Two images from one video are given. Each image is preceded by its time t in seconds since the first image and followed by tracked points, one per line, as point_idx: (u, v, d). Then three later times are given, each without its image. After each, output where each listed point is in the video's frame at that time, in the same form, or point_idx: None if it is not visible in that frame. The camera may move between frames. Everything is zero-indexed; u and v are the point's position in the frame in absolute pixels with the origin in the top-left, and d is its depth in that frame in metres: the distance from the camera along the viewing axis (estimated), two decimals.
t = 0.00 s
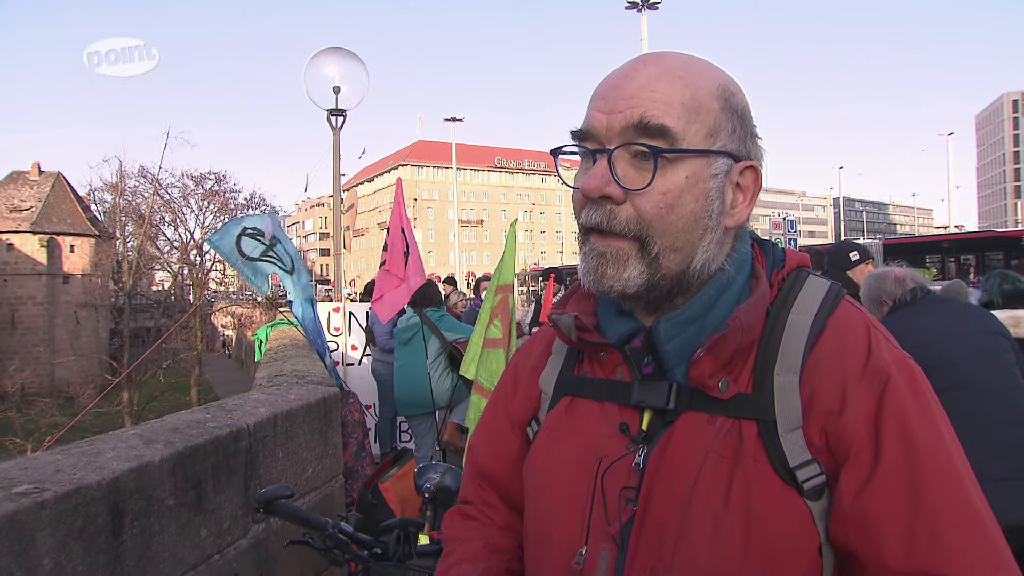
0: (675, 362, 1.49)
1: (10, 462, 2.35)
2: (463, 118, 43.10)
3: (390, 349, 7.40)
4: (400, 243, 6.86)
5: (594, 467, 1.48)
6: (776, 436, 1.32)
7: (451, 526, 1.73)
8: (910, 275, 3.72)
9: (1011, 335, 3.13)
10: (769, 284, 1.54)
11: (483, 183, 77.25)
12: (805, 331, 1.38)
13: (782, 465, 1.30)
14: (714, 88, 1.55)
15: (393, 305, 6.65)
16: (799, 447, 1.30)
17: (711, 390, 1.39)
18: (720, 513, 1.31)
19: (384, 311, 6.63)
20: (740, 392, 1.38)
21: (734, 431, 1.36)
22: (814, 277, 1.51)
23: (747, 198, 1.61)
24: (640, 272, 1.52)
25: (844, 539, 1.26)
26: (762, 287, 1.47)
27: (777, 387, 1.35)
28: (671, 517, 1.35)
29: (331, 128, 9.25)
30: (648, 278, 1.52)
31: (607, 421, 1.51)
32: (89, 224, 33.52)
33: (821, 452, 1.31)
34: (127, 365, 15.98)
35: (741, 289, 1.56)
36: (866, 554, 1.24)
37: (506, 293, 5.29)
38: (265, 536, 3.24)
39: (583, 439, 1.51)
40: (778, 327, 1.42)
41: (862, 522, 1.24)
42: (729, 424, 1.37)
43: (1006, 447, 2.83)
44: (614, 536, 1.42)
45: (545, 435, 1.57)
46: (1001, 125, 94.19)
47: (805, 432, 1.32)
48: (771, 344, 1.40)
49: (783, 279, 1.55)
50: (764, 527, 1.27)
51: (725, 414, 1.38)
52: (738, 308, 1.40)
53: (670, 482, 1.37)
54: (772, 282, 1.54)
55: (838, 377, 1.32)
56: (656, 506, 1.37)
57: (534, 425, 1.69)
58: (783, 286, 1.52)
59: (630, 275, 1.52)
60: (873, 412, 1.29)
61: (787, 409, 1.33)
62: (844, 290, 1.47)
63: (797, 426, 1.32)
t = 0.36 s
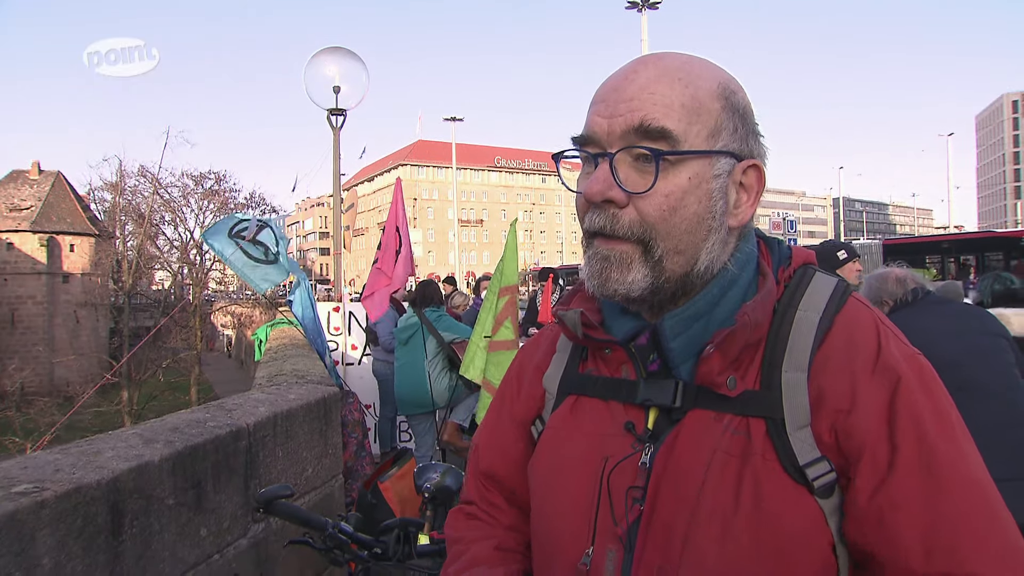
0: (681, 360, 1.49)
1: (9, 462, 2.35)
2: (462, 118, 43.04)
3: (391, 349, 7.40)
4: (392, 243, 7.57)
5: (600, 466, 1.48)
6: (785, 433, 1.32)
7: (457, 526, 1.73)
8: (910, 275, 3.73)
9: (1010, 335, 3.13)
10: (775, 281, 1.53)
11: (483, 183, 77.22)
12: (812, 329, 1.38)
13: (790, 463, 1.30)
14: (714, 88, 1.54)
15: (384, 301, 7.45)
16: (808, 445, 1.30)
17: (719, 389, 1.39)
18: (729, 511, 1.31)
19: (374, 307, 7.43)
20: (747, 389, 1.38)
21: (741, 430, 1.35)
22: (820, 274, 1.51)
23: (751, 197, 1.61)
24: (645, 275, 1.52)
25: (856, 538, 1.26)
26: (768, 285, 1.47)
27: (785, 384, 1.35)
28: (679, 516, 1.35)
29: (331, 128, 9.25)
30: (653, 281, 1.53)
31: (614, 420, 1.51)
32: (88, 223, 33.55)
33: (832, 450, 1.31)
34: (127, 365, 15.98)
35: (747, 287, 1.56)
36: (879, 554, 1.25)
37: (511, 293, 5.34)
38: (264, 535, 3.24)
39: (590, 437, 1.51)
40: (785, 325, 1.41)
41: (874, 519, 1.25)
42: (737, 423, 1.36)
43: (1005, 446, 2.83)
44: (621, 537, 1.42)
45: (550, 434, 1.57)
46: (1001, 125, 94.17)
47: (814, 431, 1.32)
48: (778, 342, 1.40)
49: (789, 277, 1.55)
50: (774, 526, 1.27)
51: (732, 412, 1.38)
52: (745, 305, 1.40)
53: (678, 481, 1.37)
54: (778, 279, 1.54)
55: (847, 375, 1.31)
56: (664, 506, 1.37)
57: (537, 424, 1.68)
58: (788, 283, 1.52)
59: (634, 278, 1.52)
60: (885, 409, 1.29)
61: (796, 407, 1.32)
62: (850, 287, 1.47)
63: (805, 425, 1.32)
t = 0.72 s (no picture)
0: (687, 365, 1.48)
1: (12, 468, 2.36)
2: (464, 123, 43.16)
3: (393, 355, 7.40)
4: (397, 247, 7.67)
5: (606, 474, 1.48)
6: (793, 440, 1.32)
7: (462, 534, 1.74)
8: (915, 279, 3.73)
9: (1013, 341, 3.13)
10: (781, 286, 1.54)
11: (484, 188, 77.35)
12: (819, 334, 1.39)
13: (800, 470, 1.30)
14: (716, 92, 1.55)
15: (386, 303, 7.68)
16: (816, 451, 1.30)
17: (726, 395, 1.39)
18: (737, 517, 1.31)
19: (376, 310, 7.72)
20: (754, 395, 1.38)
21: (748, 435, 1.36)
22: (825, 279, 1.51)
23: (754, 201, 1.61)
24: (651, 279, 1.52)
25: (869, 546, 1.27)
26: (773, 290, 1.48)
27: (791, 390, 1.35)
28: (688, 524, 1.35)
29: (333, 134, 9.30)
30: (659, 285, 1.53)
31: (619, 427, 1.51)
32: (90, 228, 33.55)
33: (840, 456, 1.31)
34: (128, 370, 15.98)
35: (751, 291, 1.57)
36: (895, 559, 1.25)
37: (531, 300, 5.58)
38: (266, 541, 3.24)
39: (595, 444, 1.52)
40: (791, 330, 1.42)
41: (886, 525, 1.25)
42: (744, 428, 1.37)
43: (1005, 447, 2.81)
44: (628, 545, 1.42)
45: (555, 442, 1.57)
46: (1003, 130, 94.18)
47: (823, 437, 1.32)
48: (784, 347, 1.40)
49: (794, 282, 1.55)
50: (784, 532, 1.28)
51: (739, 418, 1.38)
52: (753, 310, 1.40)
53: (686, 489, 1.37)
54: (783, 284, 1.55)
55: (855, 382, 1.32)
56: (672, 513, 1.38)
57: (540, 432, 1.67)
58: (793, 289, 1.53)
59: (640, 281, 1.52)
60: (895, 416, 1.29)
61: (803, 413, 1.33)
62: (855, 291, 1.47)
63: (813, 431, 1.32)
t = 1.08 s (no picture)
0: (686, 369, 1.50)
1: (15, 470, 2.37)
2: (464, 127, 43.19)
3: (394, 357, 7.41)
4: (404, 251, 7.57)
5: (605, 478, 1.49)
6: (793, 444, 1.33)
7: (463, 533, 1.76)
8: (914, 282, 3.74)
9: (1012, 343, 3.15)
10: (780, 290, 1.55)
11: (484, 191, 77.38)
12: (818, 338, 1.40)
13: (800, 473, 1.31)
14: (712, 97, 1.57)
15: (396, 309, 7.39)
16: (816, 454, 1.32)
17: (725, 399, 1.41)
18: (737, 519, 1.33)
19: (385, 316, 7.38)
20: (752, 399, 1.40)
21: (748, 439, 1.37)
22: (824, 284, 1.53)
23: (751, 205, 1.63)
24: (648, 283, 1.54)
25: (869, 551, 1.28)
26: (773, 293, 1.49)
27: (790, 394, 1.37)
28: (687, 527, 1.37)
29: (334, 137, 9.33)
30: (655, 290, 1.54)
31: (619, 431, 1.52)
32: (91, 231, 33.59)
33: (840, 460, 1.32)
34: (128, 373, 15.98)
35: (752, 296, 1.58)
36: (896, 563, 1.26)
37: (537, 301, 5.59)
38: (268, 544, 3.25)
39: (595, 448, 1.53)
40: (790, 334, 1.43)
41: (884, 529, 1.26)
42: (743, 432, 1.38)
43: (1003, 451, 2.82)
44: (627, 548, 1.43)
45: (555, 445, 1.59)
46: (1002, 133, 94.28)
47: (822, 439, 1.33)
48: (783, 352, 1.41)
49: (794, 286, 1.56)
50: (783, 533, 1.29)
51: (739, 422, 1.39)
52: (752, 315, 1.42)
53: (686, 493, 1.38)
54: (782, 288, 1.56)
55: (854, 386, 1.33)
56: (670, 516, 1.39)
57: (541, 435, 1.69)
58: (794, 292, 1.54)
59: (636, 287, 1.54)
60: (894, 418, 1.30)
61: (802, 416, 1.34)
62: (855, 295, 1.48)
63: (813, 434, 1.33)
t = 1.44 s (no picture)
0: (682, 368, 1.50)
1: (18, 468, 2.38)
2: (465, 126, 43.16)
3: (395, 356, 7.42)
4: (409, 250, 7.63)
5: (602, 476, 1.50)
6: (788, 443, 1.34)
7: (460, 532, 1.76)
8: (916, 281, 3.73)
9: (1012, 341, 3.15)
10: (775, 289, 1.55)
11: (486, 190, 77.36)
12: (812, 337, 1.41)
13: (794, 472, 1.32)
14: (706, 96, 1.57)
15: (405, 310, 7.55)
16: (811, 452, 1.32)
17: (721, 398, 1.41)
18: (731, 517, 1.34)
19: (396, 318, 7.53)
20: (748, 398, 1.41)
21: (743, 438, 1.38)
22: (819, 283, 1.53)
23: (746, 204, 1.63)
24: (644, 283, 1.54)
25: (862, 550, 1.28)
26: (768, 292, 1.50)
27: (785, 393, 1.37)
28: (682, 525, 1.38)
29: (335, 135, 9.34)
30: (651, 289, 1.55)
31: (615, 430, 1.53)
32: (92, 230, 33.61)
33: (835, 458, 1.33)
34: (130, 371, 16.00)
35: (747, 296, 1.58)
36: (890, 561, 1.26)
37: (528, 301, 5.70)
38: (269, 541, 3.26)
39: (591, 447, 1.54)
40: (785, 334, 1.44)
41: (877, 527, 1.27)
42: (738, 432, 1.39)
43: (1002, 450, 2.83)
44: (623, 547, 1.44)
45: (551, 444, 1.59)
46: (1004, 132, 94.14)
47: (816, 438, 1.34)
48: (779, 351, 1.42)
49: (789, 285, 1.57)
50: (779, 530, 1.30)
51: (734, 421, 1.40)
52: (747, 314, 1.42)
53: (681, 491, 1.39)
54: (778, 288, 1.56)
55: (848, 384, 1.34)
56: (666, 514, 1.40)
57: (537, 434, 1.69)
58: (789, 292, 1.54)
59: (633, 287, 1.54)
60: (889, 416, 1.31)
61: (796, 415, 1.35)
62: (850, 294, 1.49)
63: (807, 433, 1.34)
